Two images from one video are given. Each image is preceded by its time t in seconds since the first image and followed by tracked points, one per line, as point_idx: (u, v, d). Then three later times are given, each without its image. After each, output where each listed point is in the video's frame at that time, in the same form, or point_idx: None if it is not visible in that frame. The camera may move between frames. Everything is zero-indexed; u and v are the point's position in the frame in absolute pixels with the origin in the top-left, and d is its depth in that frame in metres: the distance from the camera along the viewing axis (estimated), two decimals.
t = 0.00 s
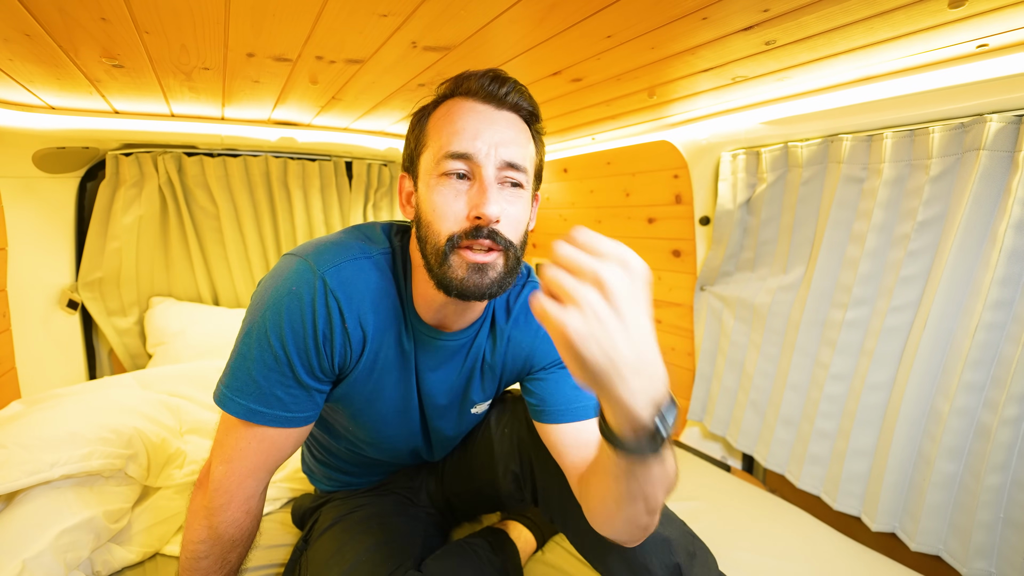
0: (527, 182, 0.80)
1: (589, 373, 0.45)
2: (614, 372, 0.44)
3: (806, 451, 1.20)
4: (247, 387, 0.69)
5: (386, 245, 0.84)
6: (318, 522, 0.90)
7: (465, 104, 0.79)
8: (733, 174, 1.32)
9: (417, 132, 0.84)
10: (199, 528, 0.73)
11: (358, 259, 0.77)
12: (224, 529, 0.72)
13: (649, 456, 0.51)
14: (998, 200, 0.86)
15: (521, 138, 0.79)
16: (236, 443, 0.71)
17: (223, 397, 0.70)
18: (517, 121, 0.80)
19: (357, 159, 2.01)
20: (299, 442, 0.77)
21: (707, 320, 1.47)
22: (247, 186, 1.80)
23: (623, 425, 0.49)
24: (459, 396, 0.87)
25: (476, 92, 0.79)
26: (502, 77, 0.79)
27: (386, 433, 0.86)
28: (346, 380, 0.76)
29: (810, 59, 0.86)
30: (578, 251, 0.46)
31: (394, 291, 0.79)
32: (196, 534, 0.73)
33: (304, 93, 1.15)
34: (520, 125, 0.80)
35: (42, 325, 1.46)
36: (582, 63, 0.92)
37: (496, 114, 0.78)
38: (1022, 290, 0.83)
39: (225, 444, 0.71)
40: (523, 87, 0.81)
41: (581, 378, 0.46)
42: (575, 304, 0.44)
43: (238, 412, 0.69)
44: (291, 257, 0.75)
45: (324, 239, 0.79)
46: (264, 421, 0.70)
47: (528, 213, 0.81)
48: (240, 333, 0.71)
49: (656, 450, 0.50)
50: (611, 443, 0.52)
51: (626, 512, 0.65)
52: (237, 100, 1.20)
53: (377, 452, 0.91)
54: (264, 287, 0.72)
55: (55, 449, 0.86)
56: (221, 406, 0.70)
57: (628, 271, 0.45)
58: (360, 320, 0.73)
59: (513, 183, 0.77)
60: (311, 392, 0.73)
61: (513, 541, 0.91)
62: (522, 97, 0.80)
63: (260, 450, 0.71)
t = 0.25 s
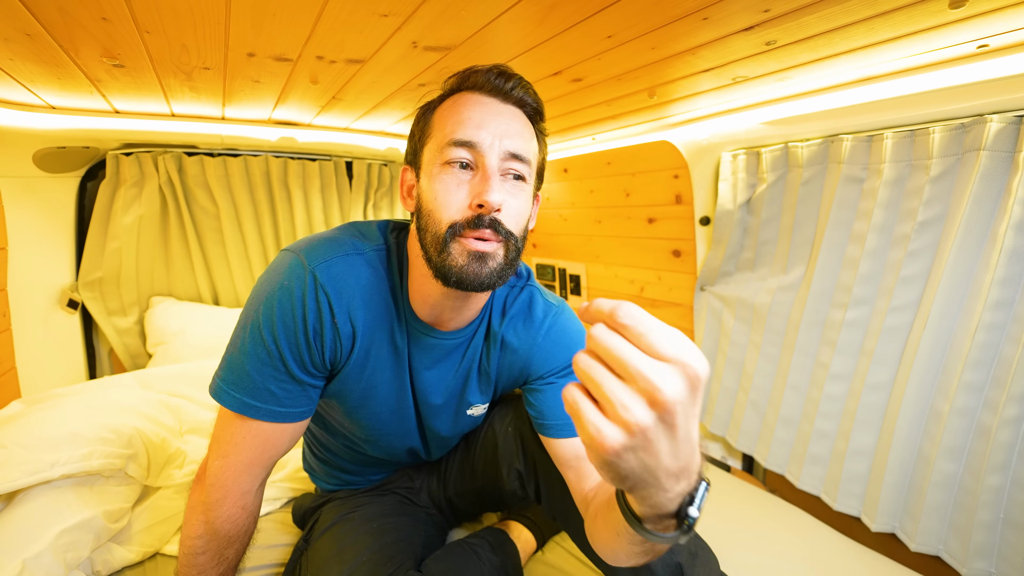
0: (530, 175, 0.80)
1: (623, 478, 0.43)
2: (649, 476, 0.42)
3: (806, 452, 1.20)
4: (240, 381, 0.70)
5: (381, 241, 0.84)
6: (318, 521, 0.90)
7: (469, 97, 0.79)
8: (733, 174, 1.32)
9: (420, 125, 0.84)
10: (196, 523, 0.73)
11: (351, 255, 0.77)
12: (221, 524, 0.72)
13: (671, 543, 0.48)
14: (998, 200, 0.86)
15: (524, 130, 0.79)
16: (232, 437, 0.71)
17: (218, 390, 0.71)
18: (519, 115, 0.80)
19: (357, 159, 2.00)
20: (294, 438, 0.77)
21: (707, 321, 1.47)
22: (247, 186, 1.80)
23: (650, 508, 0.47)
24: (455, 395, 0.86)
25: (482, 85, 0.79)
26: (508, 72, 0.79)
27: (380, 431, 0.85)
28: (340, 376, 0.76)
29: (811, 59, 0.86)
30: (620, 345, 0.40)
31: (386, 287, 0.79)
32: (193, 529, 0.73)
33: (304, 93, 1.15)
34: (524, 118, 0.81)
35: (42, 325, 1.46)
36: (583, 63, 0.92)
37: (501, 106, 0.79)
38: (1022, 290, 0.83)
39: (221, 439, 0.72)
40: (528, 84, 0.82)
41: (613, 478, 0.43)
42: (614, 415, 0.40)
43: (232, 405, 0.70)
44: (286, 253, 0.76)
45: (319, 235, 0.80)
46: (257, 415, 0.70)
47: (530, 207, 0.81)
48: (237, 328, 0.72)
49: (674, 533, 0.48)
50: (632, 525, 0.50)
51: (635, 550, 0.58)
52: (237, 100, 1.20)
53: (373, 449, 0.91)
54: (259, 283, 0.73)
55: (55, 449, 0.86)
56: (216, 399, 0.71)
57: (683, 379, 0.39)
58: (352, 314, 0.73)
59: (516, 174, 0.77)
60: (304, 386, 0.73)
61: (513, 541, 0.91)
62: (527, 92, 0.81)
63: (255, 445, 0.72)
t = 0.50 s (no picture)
0: (530, 173, 0.80)
1: (607, 415, 0.43)
2: (633, 409, 0.43)
3: (806, 451, 1.20)
4: (237, 383, 0.70)
5: (380, 242, 0.84)
6: (317, 521, 0.90)
7: (470, 95, 0.79)
8: (733, 173, 1.32)
9: (420, 123, 0.85)
10: (193, 527, 0.73)
11: (349, 256, 0.77)
12: (219, 527, 0.73)
13: (660, 492, 0.49)
14: (998, 200, 0.86)
15: (525, 129, 0.80)
16: (229, 440, 0.71)
17: (214, 392, 0.70)
18: (520, 114, 0.80)
19: (357, 159, 2.00)
20: (292, 440, 0.77)
21: (707, 320, 1.47)
22: (247, 186, 1.80)
23: (633, 449, 0.48)
24: (454, 395, 0.86)
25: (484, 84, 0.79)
26: (509, 72, 0.79)
27: (379, 432, 0.85)
28: (338, 377, 0.76)
29: (810, 59, 0.86)
30: (602, 286, 0.41)
31: (385, 289, 0.78)
32: (191, 533, 0.73)
33: (303, 93, 1.15)
34: (525, 116, 0.81)
35: (42, 325, 1.46)
36: (582, 62, 0.92)
37: (502, 104, 0.79)
38: (1022, 289, 0.83)
39: (219, 442, 0.72)
40: (529, 83, 0.81)
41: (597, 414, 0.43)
42: (598, 346, 0.40)
43: (228, 407, 0.69)
44: (284, 254, 0.75)
45: (317, 235, 0.80)
46: (254, 417, 0.70)
47: (531, 205, 0.82)
48: (233, 330, 0.72)
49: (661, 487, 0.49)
50: (620, 476, 0.50)
51: (631, 531, 0.59)
52: (237, 100, 1.20)
53: (372, 451, 0.91)
54: (257, 283, 0.73)
55: (55, 449, 0.86)
56: (213, 402, 0.71)
57: (659, 308, 0.41)
58: (350, 316, 0.72)
59: (516, 173, 0.78)
60: (302, 388, 0.73)
61: (513, 541, 0.91)
62: (528, 91, 0.81)
63: (253, 448, 0.72)
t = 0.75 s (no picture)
0: (542, 191, 0.80)
1: (637, 425, 0.41)
2: (667, 421, 0.40)
3: (806, 451, 1.20)
4: (232, 380, 0.70)
5: (377, 240, 0.84)
6: (317, 521, 0.90)
7: (500, 103, 0.79)
8: (733, 174, 1.32)
9: (448, 121, 0.85)
10: (188, 525, 0.73)
11: (344, 253, 0.77)
12: (214, 525, 0.73)
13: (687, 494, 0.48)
14: (998, 200, 0.86)
15: (545, 147, 0.79)
16: (224, 440, 0.71)
17: (208, 391, 0.71)
18: (545, 131, 0.80)
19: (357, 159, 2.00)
20: (287, 438, 0.77)
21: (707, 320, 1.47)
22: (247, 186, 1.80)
23: (659, 456, 0.45)
24: (453, 395, 0.86)
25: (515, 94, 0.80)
26: (543, 87, 0.80)
27: (376, 431, 0.85)
28: (334, 375, 0.76)
29: (811, 59, 0.86)
30: (627, 294, 0.38)
31: (381, 286, 0.78)
32: (186, 531, 0.73)
33: (304, 93, 1.15)
34: (550, 134, 0.81)
35: (42, 325, 1.46)
36: (583, 63, 0.92)
37: (527, 117, 0.79)
38: (1022, 290, 0.83)
39: (213, 440, 0.72)
40: (562, 103, 0.81)
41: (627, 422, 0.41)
42: (628, 356, 0.37)
43: (223, 406, 0.69)
44: (279, 251, 0.75)
45: (313, 233, 0.80)
46: (249, 416, 0.70)
47: (536, 223, 0.82)
48: (228, 328, 0.72)
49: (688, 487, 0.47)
50: (646, 480, 0.48)
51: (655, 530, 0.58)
52: (237, 100, 1.20)
53: (369, 449, 0.91)
54: (252, 281, 0.73)
55: (55, 449, 0.86)
56: (207, 400, 0.71)
57: (692, 312, 0.38)
58: (345, 313, 0.73)
59: (526, 188, 0.78)
60: (298, 386, 0.73)
61: (513, 541, 0.91)
62: (559, 111, 0.81)
63: (247, 446, 0.72)
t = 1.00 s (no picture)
0: (561, 214, 0.80)
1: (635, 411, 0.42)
2: (662, 406, 0.42)
3: (806, 451, 1.20)
4: (226, 380, 0.70)
5: (374, 241, 0.84)
6: (316, 522, 0.90)
7: (529, 121, 0.78)
8: (733, 173, 1.32)
9: (471, 127, 0.83)
10: (185, 525, 0.73)
11: (340, 254, 0.77)
12: (210, 525, 0.73)
13: (682, 486, 0.50)
14: (998, 200, 0.86)
15: (571, 172, 0.79)
16: (219, 439, 0.71)
17: (203, 389, 0.71)
18: (571, 155, 0.79)
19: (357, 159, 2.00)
20: (283, 439, 0.77)
21: (707, 320, 1.47)
22: (247, 186, 1.80)
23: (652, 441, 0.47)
24: (451, 398, 0.85)
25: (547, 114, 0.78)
26: (574, 111, 0.79)
27: (372, 433, 0.85)
28: (329, 376, 0.76)
29: (810, 59, 0.86)
30: (628, 281, 0.41)
31: (376, 288, 0.78)
32: (182, 531, 0.73)
33: (303, 93, 1.15)
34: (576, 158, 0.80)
35: (42, 325, 1.46)
36: (582, 62, 0.92)
37: (557, 139, 0.78)
38: (1022, 289, 0.83)
39: (208, 440, 0.72)
40: (588, 126, 0.81)
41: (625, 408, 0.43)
42: (625, 337, 0.40)
43: (218, 405, 0.70)
44: (275, 251, 0.75)
45: (309, 233, 0.80)
46: (243, 416, 0.70)
47: (551, 243, 0.81)
48: (224, 326, 0.73)
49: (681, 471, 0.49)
50: (640, 472, 0.50)
51: (650, 530, 0.58)
52: (237, 100, 1.20)
53: (365, 451, 0.91)
54: (248, 280, 0.74)
55: (55, 449, 0.86)
56: (202, 398, 0.72)
57: (689, 300, 0.41)
58: (340, 315, 0.72)
59: (548, 210, 0.77)
60: (293, 387, 0.73)
61: (513, 541, 0.91)
62: (586, 138, 0.80)
63: (243, 446, 0.72)
